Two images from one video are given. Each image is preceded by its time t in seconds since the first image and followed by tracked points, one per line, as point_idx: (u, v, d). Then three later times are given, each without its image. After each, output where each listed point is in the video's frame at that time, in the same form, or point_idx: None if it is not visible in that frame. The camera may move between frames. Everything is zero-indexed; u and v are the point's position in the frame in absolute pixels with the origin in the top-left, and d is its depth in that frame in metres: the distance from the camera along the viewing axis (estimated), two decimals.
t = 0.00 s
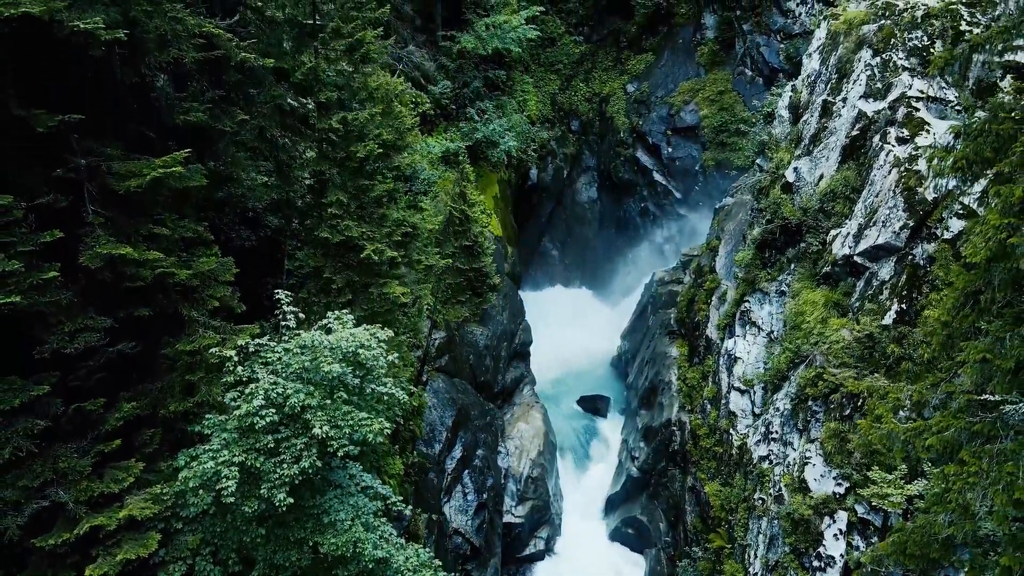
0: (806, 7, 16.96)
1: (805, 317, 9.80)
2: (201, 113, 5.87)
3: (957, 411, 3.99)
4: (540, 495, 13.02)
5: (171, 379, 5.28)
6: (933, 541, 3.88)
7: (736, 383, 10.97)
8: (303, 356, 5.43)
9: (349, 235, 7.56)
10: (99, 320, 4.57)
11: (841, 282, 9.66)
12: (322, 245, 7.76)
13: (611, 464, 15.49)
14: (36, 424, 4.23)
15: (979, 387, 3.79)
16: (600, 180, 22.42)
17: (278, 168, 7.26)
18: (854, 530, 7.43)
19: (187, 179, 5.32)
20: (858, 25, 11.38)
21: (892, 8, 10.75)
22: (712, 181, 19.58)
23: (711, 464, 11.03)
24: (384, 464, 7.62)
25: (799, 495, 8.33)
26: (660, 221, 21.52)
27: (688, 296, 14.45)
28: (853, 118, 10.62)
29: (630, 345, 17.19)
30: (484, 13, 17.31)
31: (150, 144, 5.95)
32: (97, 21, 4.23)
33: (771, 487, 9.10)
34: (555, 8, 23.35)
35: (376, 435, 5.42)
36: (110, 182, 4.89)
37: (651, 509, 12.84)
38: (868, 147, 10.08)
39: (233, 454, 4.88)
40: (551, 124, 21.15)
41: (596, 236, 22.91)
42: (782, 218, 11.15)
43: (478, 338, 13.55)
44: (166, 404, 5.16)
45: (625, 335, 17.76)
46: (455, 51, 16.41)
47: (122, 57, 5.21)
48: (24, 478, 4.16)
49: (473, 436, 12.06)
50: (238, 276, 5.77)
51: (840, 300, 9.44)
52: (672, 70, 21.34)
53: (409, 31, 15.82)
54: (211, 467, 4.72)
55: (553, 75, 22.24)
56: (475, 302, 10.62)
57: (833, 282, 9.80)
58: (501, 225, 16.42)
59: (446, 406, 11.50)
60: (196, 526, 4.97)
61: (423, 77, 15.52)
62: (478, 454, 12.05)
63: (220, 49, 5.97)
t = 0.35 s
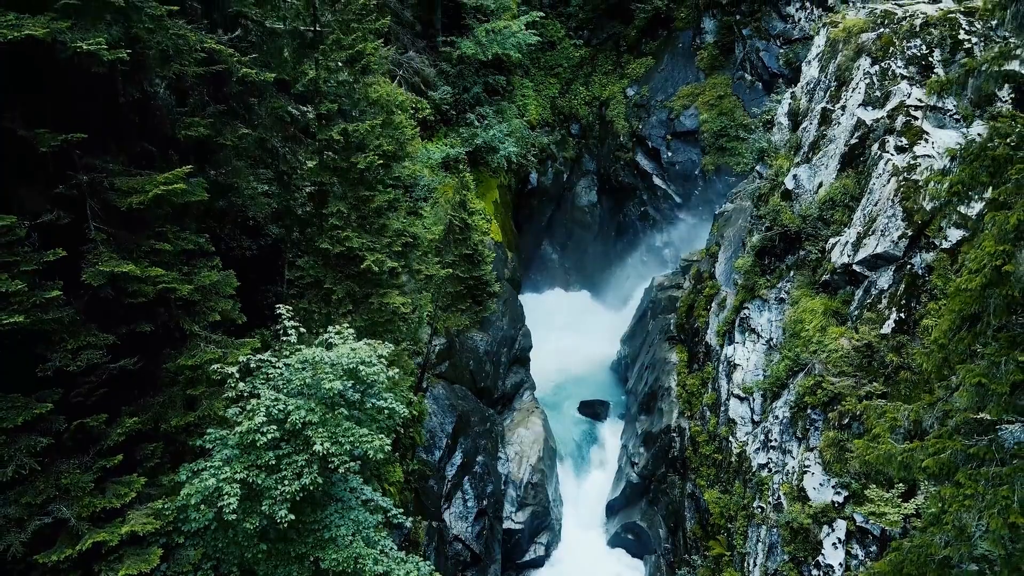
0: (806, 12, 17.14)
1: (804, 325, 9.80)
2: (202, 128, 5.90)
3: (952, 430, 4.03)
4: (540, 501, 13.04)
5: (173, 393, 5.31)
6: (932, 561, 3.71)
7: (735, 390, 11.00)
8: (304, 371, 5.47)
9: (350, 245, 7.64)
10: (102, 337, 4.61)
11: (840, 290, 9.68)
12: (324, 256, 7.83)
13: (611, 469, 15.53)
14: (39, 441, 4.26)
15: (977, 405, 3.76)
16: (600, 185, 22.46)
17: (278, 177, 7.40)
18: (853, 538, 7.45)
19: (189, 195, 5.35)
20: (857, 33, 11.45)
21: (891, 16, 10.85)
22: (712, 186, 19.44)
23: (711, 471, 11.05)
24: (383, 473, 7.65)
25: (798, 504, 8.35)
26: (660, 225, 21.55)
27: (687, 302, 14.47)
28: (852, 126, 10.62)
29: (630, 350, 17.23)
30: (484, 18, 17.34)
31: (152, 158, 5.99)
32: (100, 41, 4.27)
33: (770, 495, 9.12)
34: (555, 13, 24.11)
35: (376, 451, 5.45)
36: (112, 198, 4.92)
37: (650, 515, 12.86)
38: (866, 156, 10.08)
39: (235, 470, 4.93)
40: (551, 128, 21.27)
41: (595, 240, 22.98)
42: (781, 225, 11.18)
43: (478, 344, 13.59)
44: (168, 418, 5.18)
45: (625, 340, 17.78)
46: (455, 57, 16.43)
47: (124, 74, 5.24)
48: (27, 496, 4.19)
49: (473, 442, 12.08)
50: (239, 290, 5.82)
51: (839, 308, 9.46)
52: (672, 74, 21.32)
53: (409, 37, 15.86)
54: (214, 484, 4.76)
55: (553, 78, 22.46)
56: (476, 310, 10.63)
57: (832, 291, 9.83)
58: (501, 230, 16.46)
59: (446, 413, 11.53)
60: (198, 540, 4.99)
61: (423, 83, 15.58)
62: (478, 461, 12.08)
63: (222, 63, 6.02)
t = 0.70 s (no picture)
0: (806, 16, 17.25)
1: (803, 333, 9.83)
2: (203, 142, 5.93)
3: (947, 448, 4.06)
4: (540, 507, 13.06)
5: (174, 407, 5.33)
6: None
7: (735, 397, 11.05)
8: (305, 387, 5.48)
9: (351, 257, 7.67)
10: (104, 354, 4.64)
11: (838, 298, 9.72)
12: (324, 266, 7.85)
13: (611, 474, 15.54)
14: (42, 459, 4.29)
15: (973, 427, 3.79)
16: (600, 188, 22.53)
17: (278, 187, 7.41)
18: (852, 547, 7.47)
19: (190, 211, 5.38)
20: (856, 41, 11.48)
21: (889, 24, 10.92)
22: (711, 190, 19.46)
23: (710, 478, 11.08)
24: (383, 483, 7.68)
25: (797, 513, 8.38)
26: (660, 229, 21.56)
27: (686, 308, 14.50)
28: (851, 134, 10.63)
29: (630, 355, 17.25)
30: (484, 23, 17.37)
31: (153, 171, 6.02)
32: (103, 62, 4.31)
33: (769, 504, 9.14)
34: (555, 17, 24.04)
35: (377, 467, 5.47)
36: (114, 215, 4.94)
37: (650, 521, 12.88)
38: (865, 164, 10.11)
39: (237, 487, 4.97)
40: (551, 132, 21.37)
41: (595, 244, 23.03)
42: (780, 232, 11.21)
43: (478, 349, 13.63)
44: (170, 433, 5.20)
45: (625, 344, 17.79)
46: (455, 62, 16.44)
47: (126, 90, 5.28)
48: (30, 513, 4.22)
49: (473, 448, 12.11)
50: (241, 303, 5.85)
51: (838, 317, 9.49)
52: (671, 78, 21.31)
53: (409, 42, 15.89)
54: (215, 501, 4.80)
55: (553, 82, 22.56)
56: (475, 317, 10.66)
57: (831, 299, 9.85)
58: (500, 235, 16.51)
59: (446, 419, 11.57)
60: (200, 555, 5.01)
61: (423, 88, 15.59)
62: (478, 467, 12.10)
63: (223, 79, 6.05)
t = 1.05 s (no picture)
0: (806, 22, 17.25)
1: (802, 341, 9.87)
2: (205, 157, 5.98)
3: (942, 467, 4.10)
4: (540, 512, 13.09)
5: (176, 422, 5.36)
6: None
7: (734, 405, 11.09)
8: (307, 403, 5.54)
9: (351, 267, 7.72)
10: (106, 371, 4.67)
11: (837, 307, 9.75)
12: (325, 277, 7.89)
13: (611, 480, 15.56)
14: (45, 477, 4.32)
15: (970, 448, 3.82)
16: (600, 193, 22.49)
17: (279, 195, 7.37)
18: (850, 557, 7.51)
19: (192, 226, 5.44)
20: (856, 50, 11.52)
21: (888, 32, 10.97)
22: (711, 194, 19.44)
23: (710, 485, 11.11)
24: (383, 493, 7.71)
25: (796, 521, 8.42)
26: (660, 233, 21.59)
27: (686, 314, 14.54)
28: (849, 143, 10.68)
29: (630, 360, 17.27)
30: (484, 28, 17.42)
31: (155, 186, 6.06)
32: (105, 82, 4.35)
33: (769, 512, 9.17)
34: (555, 20, 24.10)
35: (378, 484, 5.53)
36: (116, 232, 4.97)
37: (650, 527, 12.91)
38: (864, 173, 10.15)
39: (238, 504, 5.02)
40: (550, 136, 21.71)
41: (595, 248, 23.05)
42: (779, 240, 11.25)
43: (478, 355, 13.66)
44: (172, 448, 5.23)
45: (625, 349, 17.81)
46: (455, 68, 16.49)
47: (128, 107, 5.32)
48: (33, 529, 4.24)
49: (473, 455, 12.14)
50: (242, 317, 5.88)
51: (837, 325, 9.52)
52: (671, 82, 21.35)
53: (409, 48, 15.93)
54: (217, 518, 4.85)
55: (553, 86, 22.61)
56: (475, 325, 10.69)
57: (829, 307, 9.90)
58: (500, 240, 16.56)
59: (446, 426, 11.61)
60: (201, 570, 5.04)
61: (423, 94, 15.64)
62: (478, 474, 12.13)
63: (224, 94, 6.10)
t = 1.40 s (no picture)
0: (806, 27, 17.21)
1: (800, 349, 9.90)
2: (206, 172, 6.01)
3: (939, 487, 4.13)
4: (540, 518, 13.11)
5: (178, 437, 5.39)
6: None
7: (733, 412, 11.12)
8: (308, 420, 5.58)
9: (350, 278, 7.71)
10: (109, 388, 4.71)
11: (836, 315, 9.78)
12: (326, 288, 7.92)
13: (610, 485, 15.58)
14: (48, 494, 4.35)
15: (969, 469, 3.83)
16: (599, 197, 22.55)
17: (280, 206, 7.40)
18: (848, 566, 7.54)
19: (193, 242, 5.48)
20: (855, 57, 11.54)
21: (887, 41, 11.00)
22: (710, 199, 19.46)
23: (709, 492, 11.15)
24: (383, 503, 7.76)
25: (794, 530, 8.45)
26: (660, 238, 21.63)
27: (685, 320, 14.58)
28: (848, 151, 10.71)
29: (630, 364, 17.31)
30: (484, 34, 17.46)
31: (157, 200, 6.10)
32: (109, 103, 4.39)
33: (768, 520, 9.20)
34: (555, 24, 24.11)
35: (379, 500, 5.57)
36: (118, 248, 5.01)
37: (649, 533, 12.95)
38: (863, 181, 10.18)
39: (240, 521, 5.08)
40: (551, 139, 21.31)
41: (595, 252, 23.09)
42: (778, 247, 11.29)
43: (478, 361, 13.69)
44: (173, 463, 5.25)
45: (625, 354, 17.83)
46: (455, 74, 16.52)
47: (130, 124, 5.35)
48: (36, 546, 4.24)
49: (473, 461, 12.17)
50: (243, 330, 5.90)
51: (835, 333, 9.55)
52: (671, 87, 21.39)
53: (409, 53, 15.96)
54: (219, 535, 4.91)
55: (553, 90, 22.62)
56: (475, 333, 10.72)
57: (828, 315, 9.92)
58: (500, 245, 16.60)
59: (446, 433, 11.65)
60: None
61: (423, 99, 15.67)
62: (478, 480, 12.17)
63: (225, 109, 6.14)
